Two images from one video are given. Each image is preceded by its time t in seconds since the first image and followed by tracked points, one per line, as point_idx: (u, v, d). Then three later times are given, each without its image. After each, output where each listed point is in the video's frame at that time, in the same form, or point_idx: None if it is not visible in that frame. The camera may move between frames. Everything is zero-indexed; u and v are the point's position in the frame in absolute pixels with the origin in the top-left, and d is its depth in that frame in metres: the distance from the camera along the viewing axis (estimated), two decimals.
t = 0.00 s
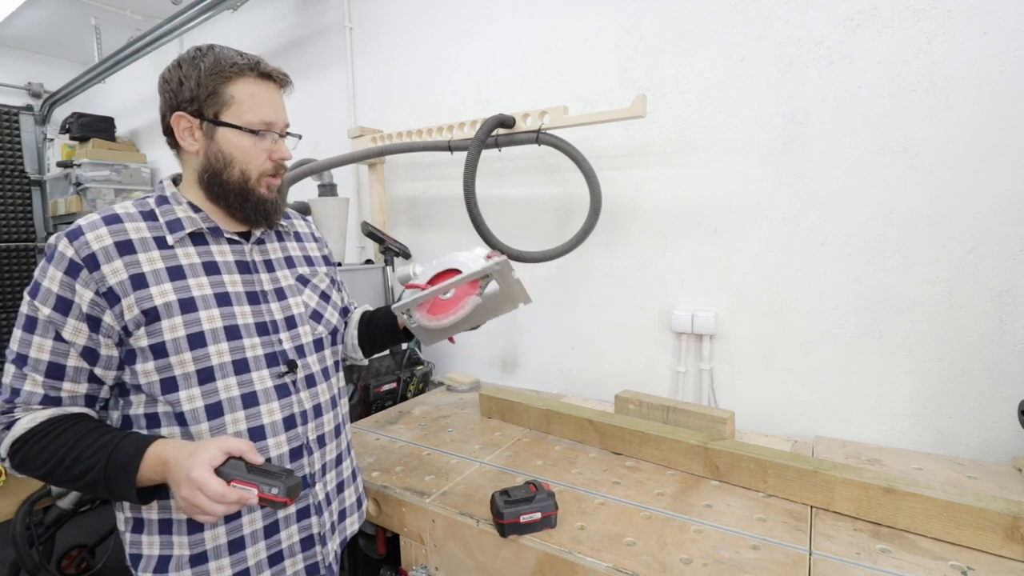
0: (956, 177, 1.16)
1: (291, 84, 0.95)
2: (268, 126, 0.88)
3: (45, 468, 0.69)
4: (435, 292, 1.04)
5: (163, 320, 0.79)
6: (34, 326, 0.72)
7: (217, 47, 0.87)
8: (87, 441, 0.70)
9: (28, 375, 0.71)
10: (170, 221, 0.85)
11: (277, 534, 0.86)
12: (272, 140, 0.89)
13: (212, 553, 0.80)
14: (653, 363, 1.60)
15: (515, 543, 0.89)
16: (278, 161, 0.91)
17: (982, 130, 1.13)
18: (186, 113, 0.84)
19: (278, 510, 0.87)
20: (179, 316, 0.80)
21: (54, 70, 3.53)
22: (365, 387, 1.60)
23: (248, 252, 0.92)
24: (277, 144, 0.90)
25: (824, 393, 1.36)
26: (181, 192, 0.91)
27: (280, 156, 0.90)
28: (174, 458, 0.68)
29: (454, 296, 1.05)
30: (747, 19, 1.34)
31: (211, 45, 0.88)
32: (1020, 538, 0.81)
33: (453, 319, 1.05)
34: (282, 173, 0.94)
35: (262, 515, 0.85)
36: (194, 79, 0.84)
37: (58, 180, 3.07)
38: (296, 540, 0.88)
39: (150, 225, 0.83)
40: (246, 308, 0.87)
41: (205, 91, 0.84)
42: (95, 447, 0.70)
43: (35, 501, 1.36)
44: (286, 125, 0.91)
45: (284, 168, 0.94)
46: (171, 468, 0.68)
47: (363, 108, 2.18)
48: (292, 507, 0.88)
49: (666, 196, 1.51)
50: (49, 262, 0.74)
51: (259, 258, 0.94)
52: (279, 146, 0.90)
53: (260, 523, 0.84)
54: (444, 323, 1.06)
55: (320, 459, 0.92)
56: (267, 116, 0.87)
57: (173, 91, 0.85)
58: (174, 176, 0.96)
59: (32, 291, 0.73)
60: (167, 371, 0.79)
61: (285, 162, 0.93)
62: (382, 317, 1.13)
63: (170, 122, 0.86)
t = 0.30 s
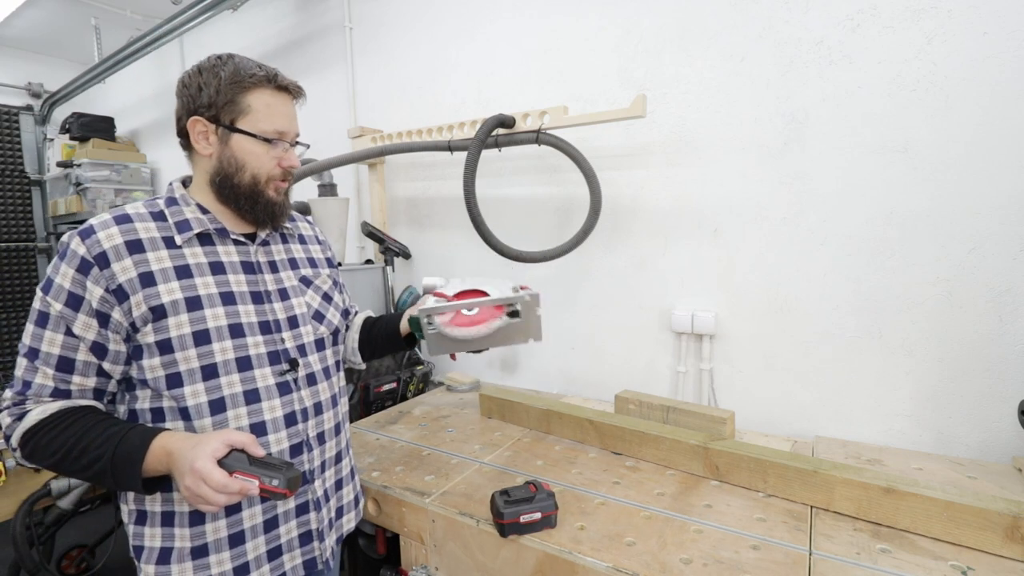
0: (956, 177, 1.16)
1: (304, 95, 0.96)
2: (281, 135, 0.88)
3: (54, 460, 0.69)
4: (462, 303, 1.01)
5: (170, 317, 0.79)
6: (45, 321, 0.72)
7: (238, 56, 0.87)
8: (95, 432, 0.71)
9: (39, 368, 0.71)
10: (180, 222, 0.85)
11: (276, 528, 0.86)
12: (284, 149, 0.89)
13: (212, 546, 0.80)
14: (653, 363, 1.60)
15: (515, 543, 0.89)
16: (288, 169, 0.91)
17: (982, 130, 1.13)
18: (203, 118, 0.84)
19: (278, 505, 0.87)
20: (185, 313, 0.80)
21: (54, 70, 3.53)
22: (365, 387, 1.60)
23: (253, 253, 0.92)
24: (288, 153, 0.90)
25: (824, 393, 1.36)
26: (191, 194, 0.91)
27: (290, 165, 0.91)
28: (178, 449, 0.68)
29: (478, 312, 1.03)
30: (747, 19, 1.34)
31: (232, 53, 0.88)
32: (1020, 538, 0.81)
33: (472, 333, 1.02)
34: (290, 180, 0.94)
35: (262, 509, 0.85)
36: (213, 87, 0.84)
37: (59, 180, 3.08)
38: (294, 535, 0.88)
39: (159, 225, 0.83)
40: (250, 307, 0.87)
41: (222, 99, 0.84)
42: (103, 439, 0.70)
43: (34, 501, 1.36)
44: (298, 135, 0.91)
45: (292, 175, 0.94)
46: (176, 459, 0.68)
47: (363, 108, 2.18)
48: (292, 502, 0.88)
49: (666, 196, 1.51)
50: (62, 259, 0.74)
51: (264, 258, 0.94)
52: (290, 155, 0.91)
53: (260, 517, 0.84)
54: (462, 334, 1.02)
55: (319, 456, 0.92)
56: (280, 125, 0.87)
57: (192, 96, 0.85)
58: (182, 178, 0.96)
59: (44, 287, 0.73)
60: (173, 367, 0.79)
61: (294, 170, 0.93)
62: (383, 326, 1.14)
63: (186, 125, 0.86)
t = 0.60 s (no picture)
0: (956, 177, 1.16)
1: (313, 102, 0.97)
2: (292, 141, 0.89)
3: (59, 454, 0.69)
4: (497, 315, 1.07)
5: (175, 314, 0.79)
6: (52, 317, 0.72)
7: (252, 62, 0.88)
8: (99, 427, 0.70)
9: (45, 363, 0.71)
10: (185, 221, 0.85)
11: (277, 524, 0.86)
12: (293, 154, 0.90)
13: (213, 542, 0.80)
14: (653, 363, 1.60)
15: (515, 543, 0.89)
16: (296, 173, 0.92)
17: (982, 131, 1.13)
18: (216, 121, 0.84)
19: (279, 501, 0.87)
20: (190, 311, 0.80)
21: (54, 70, 3.53)
22: (365, 387, 1.60)
23: (257, 252, 0.92)
24: (297, 157, 0.91)
25: (824, 393, 1.36)
26: (197, 195, 0.91)
27: (298, 169, 0.91)
28: (180, 444, 0.68)
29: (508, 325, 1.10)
30: (747, 19, 1.35)
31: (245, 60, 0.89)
32: (1020, 538, 0.81)
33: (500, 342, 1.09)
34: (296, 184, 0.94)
35: (263, 505, 0.85)
36: (227, 91, 0.84)
37: (59, 180, 3.08)
38: (295, 532, 0.88)
39: (166, 225, 0.84)
40: (253, 306, 0.87)
41: (237, 102, 0.84)
42: (107, 434, 0.69)
43: (34, 501, 1.36)
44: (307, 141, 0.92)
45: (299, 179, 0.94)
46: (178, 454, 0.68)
47: (363, 108, 2.18)
48: (292, 498, 0.88)
49: (666, 196, 1.51)
50: (70, 256, 0.74)
51: (267, 258, 0.94)
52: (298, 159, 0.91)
53: (261, 513, 0.84)
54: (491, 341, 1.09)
55: (320, 454, 0.92)
56: (291, 131, 0.88)
57: (206, 99, 0.85)
58: (188, 178, 0.96)
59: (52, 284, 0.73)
60: (176, 364, 0.79)
61: (301, 175, 0.94)
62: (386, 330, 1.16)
63: (197, 126, 0.86)
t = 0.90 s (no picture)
0: (956, 177, 1.16)
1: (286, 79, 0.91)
2: (244, 116, 0.83)
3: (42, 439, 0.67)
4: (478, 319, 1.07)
5: (183, 307, 0.79)
6: (60, 304, 0.72)
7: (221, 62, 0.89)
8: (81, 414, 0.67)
9: (47, 348, 0.71)
10: (198, 217, 0.85)
11: (277, 522, 0.86)
12: (252, 132, 0.84)
13: (213, 539, 0.79)
14: (653, 363, 1.60)
15: (515, 543, 0.89)
16: (263, 153, 0.85)
17: (982, 130, 1.13)
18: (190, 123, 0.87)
19: (280, 499, 0.86)
20: (198, 305, 0.81)
21: (54, 70, 3.53)
22: (365, 387, 1.60)
23: (266, 250, 0.92)
24: (260, 136, 0.85)
25: (824, 393, 1.36)
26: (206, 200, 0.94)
27: (262, 148, 0.85)
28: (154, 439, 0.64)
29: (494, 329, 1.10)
30: (747, 19, 1.34)
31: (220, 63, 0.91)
32: (1020, 538, 0.81)
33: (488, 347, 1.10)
34: (276, 167, 0.88)
35: (265, 502, 0.84)
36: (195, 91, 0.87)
37: (59, 180, 3.08)
38: (294, 531, 0.88)
39: (179, 220, 0.84)
40: (261, 302, 0.87)
41: (198, 98, 0.85)
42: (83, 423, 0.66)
43: (34, 501, 1.36)
44: (270, 116, 0.85)
45: (277, 161, 0.88)
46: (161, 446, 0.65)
47: (363, 108, 2.18)
48: (293, 497, 0.88)
49: (666, 196, 1.51)
50: (82, 245, 0.75)
51: (276, 256, 0.93)
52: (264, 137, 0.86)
53: (262, 510, 0.84)
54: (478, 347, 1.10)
55: (323, 453, 0.93)
56: (240, 106, 0.83)
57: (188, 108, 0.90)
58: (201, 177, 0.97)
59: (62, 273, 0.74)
60: (183, 357, 0.79)
61: (274, 155, 0.87)
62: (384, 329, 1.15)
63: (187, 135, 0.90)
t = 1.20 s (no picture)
0: (956, 177, 1.16)
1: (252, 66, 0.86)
2: (216, 121, 0.82)
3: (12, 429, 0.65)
4: (478, 325, 1.06)
5: (182, 306, 0.80)
6: (60, 300, 0.73)
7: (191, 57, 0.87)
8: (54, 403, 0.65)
9: (42, 344, 0.71)
10: (199, 214, 0.86)
11: (272, 529, 0.85)
12: (227, 135, 0.83)
13: (207, 544, 0.79)
14: (653, 363, 1.60)
15: (515, 543, 0.89)
16: (242, 155, 0.85)
17: (982, 131, 1.13)
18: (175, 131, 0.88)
19: (275, 505, 0.86)
20: (197, 303, 0.81)
21: (54, 70, 3.53)
22: (365, 387, 1.60)
23: (268, 249, 0.92)
24: (235, 138, 0.84)
25: (824, 393, 1.36)
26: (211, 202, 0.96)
27: (240, 151, 0.84)
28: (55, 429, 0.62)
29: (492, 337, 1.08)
30: (747, 19, 1.34)
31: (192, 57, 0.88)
32: (1020, 538, 0.81)
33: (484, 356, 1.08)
34: (258, 164, 0.87)
35: (260, 508, 0.84)
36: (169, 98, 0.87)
37: (58, 180, 3.08)
38: (289, 538, 0.87)
39: (180, 217, 0.85)
40: (261, 303, 0.87)
41: (173, 106, 0.85)
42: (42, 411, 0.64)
43: (34, 501, 1.36)
44: (240, 115, 0.83)
45: (259, 160, 0.87)
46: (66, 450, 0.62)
47: (363, 108, 2.18)
48: (288, 503, 0.87)
49: (666, 196, 1.51)
50: (84, 240, 0.76)
51: (278, 256, 0.93)
52: (236, 140, 0.84)
53: (257, 517, 0.83)
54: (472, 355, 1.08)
55: (321, 458, 0.92)
56: (209, 111, 0.81)
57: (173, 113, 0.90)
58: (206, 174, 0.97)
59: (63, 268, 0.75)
60: (180, 357, 0.79)
61: (254, 154, 0.86)
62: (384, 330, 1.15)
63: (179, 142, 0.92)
